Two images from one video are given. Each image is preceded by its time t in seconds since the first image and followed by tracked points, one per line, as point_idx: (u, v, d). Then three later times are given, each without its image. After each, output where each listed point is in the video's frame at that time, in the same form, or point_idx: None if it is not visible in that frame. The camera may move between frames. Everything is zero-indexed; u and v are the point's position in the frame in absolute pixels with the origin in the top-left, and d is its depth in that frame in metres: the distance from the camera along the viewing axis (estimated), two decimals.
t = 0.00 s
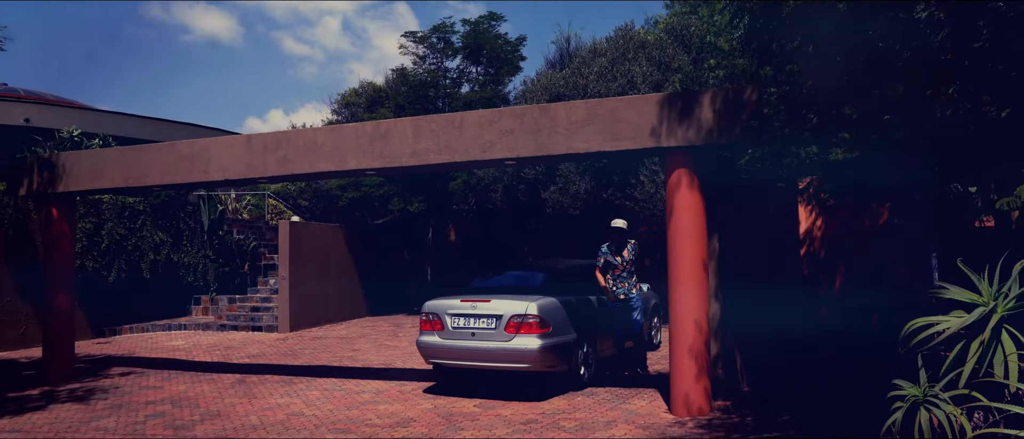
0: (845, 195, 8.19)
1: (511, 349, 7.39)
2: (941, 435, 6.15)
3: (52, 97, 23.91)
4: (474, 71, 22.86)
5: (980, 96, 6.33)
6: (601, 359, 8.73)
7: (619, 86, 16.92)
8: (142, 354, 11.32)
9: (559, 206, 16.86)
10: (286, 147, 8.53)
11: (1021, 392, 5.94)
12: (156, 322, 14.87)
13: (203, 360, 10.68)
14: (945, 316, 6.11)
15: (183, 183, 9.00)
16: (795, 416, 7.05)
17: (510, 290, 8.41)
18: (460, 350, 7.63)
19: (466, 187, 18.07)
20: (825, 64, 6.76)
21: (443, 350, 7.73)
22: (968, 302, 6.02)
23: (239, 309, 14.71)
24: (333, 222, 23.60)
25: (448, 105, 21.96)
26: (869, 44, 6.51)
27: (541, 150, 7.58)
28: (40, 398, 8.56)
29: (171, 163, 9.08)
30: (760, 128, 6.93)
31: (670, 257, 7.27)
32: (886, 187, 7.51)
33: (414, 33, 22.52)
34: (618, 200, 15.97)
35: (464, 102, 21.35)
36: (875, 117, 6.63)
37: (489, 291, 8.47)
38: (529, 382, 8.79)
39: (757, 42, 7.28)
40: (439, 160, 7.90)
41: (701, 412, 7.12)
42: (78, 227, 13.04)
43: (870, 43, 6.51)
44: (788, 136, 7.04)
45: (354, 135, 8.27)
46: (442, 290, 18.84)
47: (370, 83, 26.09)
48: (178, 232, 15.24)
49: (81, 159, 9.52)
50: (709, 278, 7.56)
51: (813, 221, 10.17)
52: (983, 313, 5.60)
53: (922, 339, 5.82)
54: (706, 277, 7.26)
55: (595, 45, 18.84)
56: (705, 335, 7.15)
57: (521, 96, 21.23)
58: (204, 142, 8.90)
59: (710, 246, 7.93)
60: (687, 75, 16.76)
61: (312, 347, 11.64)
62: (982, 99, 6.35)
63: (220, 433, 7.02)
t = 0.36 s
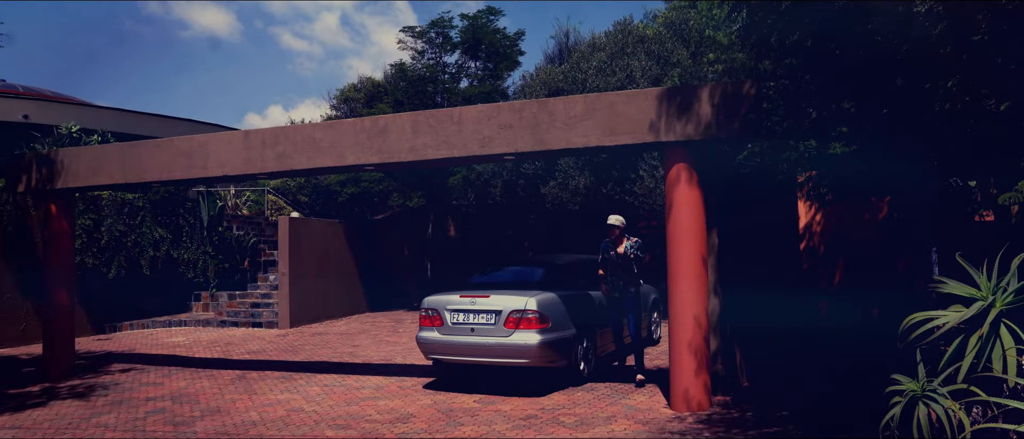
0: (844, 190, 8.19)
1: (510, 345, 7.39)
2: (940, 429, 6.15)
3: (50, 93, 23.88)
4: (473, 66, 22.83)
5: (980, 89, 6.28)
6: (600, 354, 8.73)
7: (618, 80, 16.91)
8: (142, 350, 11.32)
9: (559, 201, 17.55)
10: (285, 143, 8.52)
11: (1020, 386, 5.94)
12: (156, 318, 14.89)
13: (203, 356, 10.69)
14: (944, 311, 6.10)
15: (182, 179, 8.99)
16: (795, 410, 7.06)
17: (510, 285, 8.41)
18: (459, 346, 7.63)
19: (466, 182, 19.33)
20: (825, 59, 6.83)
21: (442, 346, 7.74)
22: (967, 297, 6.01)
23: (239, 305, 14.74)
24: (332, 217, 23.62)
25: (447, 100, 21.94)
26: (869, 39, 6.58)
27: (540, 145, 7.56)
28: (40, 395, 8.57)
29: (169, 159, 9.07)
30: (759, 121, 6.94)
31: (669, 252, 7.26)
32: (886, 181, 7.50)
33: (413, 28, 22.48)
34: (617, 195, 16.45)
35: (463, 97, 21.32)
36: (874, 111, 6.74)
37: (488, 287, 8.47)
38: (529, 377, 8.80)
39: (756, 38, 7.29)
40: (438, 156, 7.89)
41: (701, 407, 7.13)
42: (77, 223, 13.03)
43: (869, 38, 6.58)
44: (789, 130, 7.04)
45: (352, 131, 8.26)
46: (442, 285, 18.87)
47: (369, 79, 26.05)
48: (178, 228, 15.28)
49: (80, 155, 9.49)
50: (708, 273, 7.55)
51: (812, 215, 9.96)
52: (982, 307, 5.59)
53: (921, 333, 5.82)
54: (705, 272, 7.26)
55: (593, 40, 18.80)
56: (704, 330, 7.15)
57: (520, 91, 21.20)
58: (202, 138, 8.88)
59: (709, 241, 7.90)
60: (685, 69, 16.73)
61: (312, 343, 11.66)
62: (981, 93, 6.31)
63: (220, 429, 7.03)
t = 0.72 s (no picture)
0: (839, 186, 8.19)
1: (506, 339, 7.40)
2: (934, 424, 6.18)
3: (45, 86, 23.81)
4: (469, 60, 22.80)
5: (975, 85, 6.34)
6: (596, 349, 8.76)
7: (614, 75, 16.90)
8: (138, 344, 11.32)
9: (555, 195, 17.56)
10: (280, 137, 8.50)
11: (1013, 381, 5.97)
12: (152, 311, 14.88)
13: (199, 350, 10.69)
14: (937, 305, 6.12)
15: (177, 173, 8.96)
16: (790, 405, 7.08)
17: (506, 280, 8.42)
18: (455, 340, 7.64)
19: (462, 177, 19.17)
20: (822, 53, 6.81)
21: (437, 340, 7.74)
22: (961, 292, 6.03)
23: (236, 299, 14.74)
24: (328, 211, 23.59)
25: (444, 94, 21.92)
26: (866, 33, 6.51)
27: (536, 140, 7.56)
28: (35, 389, 8.56)
29: (164, 153, 9.04)
30: (755, 117, 6.93)
31: (665, 246, 7.27)
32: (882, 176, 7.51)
33: (410, 22, 22.43)
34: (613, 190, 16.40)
35: (460, 92, 21.31)
36: (869, 106, 6.76)
37: (484, 281, 8.48)
38: (525, 371, 8.81)
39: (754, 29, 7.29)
40: (434, 150, 7.88)
41: (696, 401, 7.15)
42: (72, 217, 13.00)
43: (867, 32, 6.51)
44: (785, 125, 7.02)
45: (348, 125, 8.24)
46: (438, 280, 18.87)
47: (366, 73, 26.02)
48: (173, 222, 15.26)
49: (75, 149, 9.47)
50: (703, 268, 7.55)
51: (807, 210, 9.73)
52: (975, 302, 5.61)
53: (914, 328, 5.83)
54: (701, 266, 7.27)
55: (590, 34, 18.78)
56: (699, 324, 7.17)
57: (516, 86, 21.18)
58: (197, 132, 8.86)
59: (705, 236, 7.90)
60: (682, 64, 16.71)
61: (308, 337, 11.66)
62: (976, 88, 6.38)
63: (215, 423, 7.03)
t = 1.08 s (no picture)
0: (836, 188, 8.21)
1: (503, 338, 7.40)
2: (927, 427, 6.19)
3: (43, 80, 23.79)
4: (469, 59, 22.79)
5: (971, 89, 6.40)
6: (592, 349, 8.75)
7: (613, 75, 16.92)
8: (133, 340, 11.30)
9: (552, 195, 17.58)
10: (278, 134, 8.49)
11: (1007, 385, 5.98)
12: (148, 307, 14.87)
13: (195, 346, 10.68)
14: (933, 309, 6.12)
15: (175, 168, 8.95)
16: (785, 407, 7.09)
17: (503, 279, 8.43)
18: (452, 339, 7.64)
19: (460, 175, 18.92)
20: (820, 55, 6.79)
21: (434, 338, 7.75)
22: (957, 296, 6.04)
23: (233, 295, 14.71)
24: (326, 208, 23.57)
25: (443, 92, 21.91)
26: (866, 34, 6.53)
27: (535, 139, 7.56)
28: (30, 383, 8.55)
29: (162, 148, 9.03)
30: (754, 118, 6.96)
31: (662, 247, 7.27)
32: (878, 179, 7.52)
33: (409, 20, 22.41)
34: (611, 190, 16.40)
35: (459, 90, 21.30)
36: (867, 109, 6.79)
37: (482, 280, 8.48)
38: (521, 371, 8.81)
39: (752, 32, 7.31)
40: (432, 148, 7.87)
41: (692, 402, 7.16)
42: (70, 211, 12.99)
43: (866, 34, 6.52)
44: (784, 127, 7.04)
45: (347, 122, 8.24)
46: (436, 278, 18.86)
47: (365, 70, 26.01)
48: (171, 218, 15.23)
49: (72, 143, 9.45)
50: (700, 269, 7.55)
51: (805, 212, 9.65)
52: (971, 306, 5.62)
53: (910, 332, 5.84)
54: (699, 267, 7.28)
55: (590, 34, 18.78)
56: (696, 325, 7.17)
57: (515, 85, 21.18)
58: (195, 127, 8.85)
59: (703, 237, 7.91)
60: (681, 65, 16.72)
61: (304, 334, 11.65)
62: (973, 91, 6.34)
63: (210, 419, 7.03)
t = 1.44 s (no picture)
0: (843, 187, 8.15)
1: (508, 336, 7.40)
2: (935, 427, 6.18)
3: (51, 77, 23.90)
4: (475, 58, 22.81)
5: (980, 88, 6.38)
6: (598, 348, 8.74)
7: (619, 74, 16.94)
8: (140, 336, 11.34)
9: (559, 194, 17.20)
10: (285, 131, 8.51)
11: (1015, 385, 5.96)
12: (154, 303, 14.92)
13: (202, 343, 10.71)
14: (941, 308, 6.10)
15: (182, 165, 8.97)
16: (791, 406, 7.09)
17: (509, 276, 8.43)
18: (457, 336, 7.65)
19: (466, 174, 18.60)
20: (828, 54, 6.79)
21: (440, 335, 7.76)
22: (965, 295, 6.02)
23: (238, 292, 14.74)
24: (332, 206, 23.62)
25: (449, 91, 21.94)
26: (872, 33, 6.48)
27: (541, 137, 7.56)
28: (37, 379, 8.58)
29: (169, 145, 9.06)
30: (761, 116, 7.00)
31: (669, 245, 7.27)
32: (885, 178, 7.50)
33: (415, 18, 22.45)
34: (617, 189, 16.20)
35: (465, 89, 21.33)
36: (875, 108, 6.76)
37: (487, 278, 8.49)
38: (527, 368, 8.81)
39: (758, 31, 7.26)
40: (438, 145, 7.88)
41: (698, 400, 7.16)
42: (77, 208, 13.05)
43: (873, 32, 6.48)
44: (789, 126, 7.04)
45: (353, 120, 8.25)
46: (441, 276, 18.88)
47: (371, 68, 26.08)
48: (177, 215, 15.19)
49: (80, 140, 9.49)
50: (706, 268, 7.55)
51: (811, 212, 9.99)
52: (980, 306, 5.60)
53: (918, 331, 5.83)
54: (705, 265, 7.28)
55: (596, 33, 18.79)
56: (702, 324, 7.17)
57: (521, 83, 21.20)
58: (203, 124, 8.87)
59: (709, 236, 7.95)
60: (687, 64, 16.71)
61: (310, 331, 11.67)
62: (982, 90, 6.37)
63: (217, 415, 7.05)
